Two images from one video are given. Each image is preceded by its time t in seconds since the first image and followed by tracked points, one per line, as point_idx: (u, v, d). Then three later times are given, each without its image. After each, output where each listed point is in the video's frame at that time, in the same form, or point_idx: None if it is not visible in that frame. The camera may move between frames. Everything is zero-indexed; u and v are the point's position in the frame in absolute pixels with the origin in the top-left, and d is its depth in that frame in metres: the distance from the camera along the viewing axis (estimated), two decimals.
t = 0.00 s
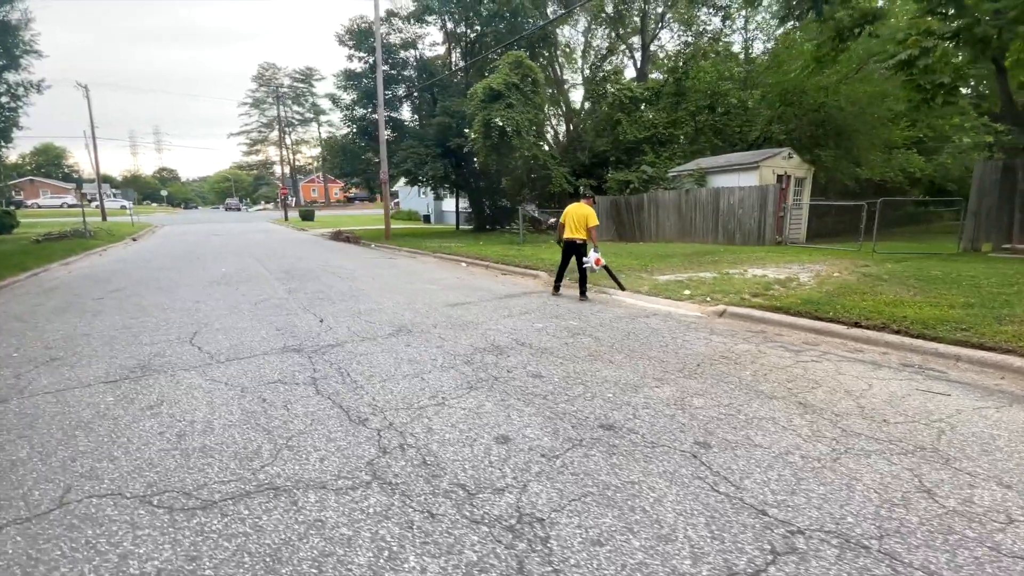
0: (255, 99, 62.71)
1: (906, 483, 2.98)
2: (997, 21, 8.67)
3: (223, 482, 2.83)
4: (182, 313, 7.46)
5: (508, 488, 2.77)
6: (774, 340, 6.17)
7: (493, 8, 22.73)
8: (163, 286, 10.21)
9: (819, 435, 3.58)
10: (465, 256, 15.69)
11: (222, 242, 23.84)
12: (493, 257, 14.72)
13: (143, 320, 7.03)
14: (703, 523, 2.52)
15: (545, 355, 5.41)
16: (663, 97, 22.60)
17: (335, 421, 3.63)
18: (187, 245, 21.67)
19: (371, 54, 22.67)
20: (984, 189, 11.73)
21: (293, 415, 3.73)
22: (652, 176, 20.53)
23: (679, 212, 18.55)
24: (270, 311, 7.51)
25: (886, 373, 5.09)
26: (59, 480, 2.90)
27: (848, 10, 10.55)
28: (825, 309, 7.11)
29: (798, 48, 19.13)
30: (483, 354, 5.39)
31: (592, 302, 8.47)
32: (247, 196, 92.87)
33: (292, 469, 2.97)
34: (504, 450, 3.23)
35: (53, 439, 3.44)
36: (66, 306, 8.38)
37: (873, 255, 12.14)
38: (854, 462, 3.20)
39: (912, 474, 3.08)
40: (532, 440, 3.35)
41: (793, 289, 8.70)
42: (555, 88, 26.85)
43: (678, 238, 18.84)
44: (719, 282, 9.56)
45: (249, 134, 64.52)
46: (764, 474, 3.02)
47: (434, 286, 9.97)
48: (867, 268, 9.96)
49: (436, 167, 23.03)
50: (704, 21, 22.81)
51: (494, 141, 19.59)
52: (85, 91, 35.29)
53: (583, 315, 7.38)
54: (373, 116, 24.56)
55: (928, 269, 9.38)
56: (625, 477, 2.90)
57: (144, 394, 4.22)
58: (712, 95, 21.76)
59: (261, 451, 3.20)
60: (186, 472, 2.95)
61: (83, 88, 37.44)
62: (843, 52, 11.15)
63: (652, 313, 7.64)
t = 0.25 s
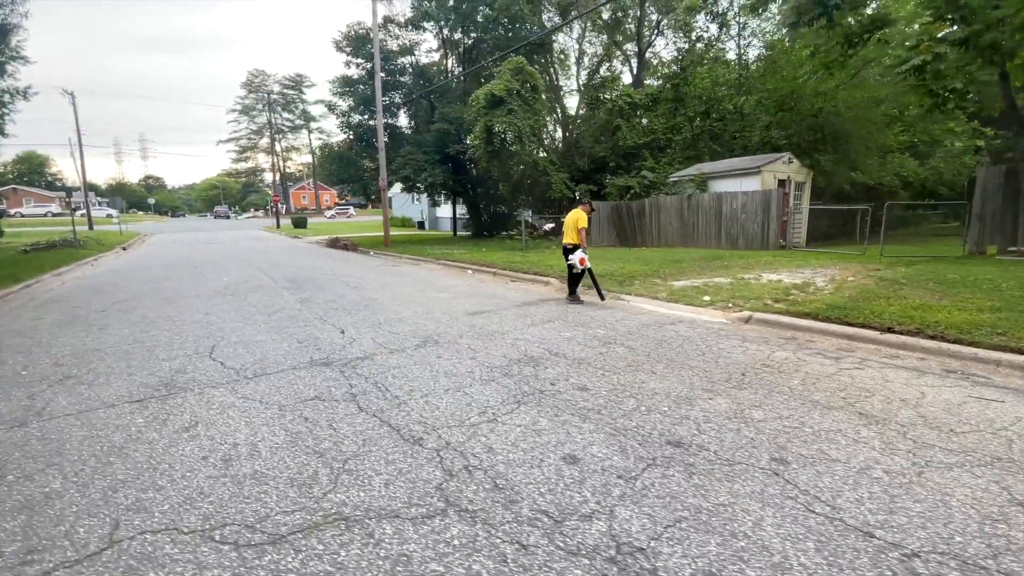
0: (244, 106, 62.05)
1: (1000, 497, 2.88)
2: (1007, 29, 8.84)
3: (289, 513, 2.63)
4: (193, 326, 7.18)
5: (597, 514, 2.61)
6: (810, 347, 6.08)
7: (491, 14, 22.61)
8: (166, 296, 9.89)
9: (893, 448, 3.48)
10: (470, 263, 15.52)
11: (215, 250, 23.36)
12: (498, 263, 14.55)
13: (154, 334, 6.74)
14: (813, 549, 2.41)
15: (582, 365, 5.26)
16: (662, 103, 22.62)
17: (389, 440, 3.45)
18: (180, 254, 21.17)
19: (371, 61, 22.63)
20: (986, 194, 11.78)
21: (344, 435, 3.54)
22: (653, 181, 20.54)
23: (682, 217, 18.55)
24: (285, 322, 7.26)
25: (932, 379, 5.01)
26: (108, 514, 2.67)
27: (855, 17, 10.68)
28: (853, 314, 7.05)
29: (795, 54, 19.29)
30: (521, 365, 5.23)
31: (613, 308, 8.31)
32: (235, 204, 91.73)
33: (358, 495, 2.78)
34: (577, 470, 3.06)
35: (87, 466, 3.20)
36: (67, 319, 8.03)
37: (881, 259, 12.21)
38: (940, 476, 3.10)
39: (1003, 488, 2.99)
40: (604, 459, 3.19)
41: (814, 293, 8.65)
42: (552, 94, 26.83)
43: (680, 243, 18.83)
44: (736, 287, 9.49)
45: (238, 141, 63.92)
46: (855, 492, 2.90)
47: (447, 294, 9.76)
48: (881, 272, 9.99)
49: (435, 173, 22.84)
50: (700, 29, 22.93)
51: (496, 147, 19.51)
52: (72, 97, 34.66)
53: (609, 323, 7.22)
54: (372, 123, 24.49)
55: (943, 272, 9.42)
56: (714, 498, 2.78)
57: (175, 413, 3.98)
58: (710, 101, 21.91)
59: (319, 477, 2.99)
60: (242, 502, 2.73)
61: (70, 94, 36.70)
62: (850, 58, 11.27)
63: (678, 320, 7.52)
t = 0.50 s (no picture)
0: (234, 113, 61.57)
1: None
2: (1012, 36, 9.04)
3: (374, 531, 2.53)
4: (211, 336, 7.00)
5: (690, 527, 2.56)
6: (842, 351, 6.08)
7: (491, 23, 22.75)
8: (175, 306, 9.69)
9: (960, 453, 3.46)
10: (476, 269, 15.43)
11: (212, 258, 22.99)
12: (506, 270, 14.49)
13: (173, 345, 6.55)
14: (918, 557, 2.38)
15: (622, 371, 5.22)
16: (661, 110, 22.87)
17: (453, 452, 3.36)
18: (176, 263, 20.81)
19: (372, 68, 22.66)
20: (988, 198, 11.87)
21: (404, 448, 3.44)
22: (654, 187, 20.67)
23: (685, 222, 18.65)
24: (307, 331, 7.13)
25: (972, 381, 5.03)
26: (181, 536, 2.54)
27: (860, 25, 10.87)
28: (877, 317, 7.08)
29: (793, 61, 19.57)
30: (560, 372, 5.18)
31: (635, 314, 8.27)
32: (224, 212, 90.75)
33: (440, 511, 2.69)
34: (655, 481, 3.00)
35: (143, 485, 3.05)
36: (76, 331, 7.79)
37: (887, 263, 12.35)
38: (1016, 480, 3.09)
39: None
40: (678, 469, 3.14)
41: (832, 297, 8.69)
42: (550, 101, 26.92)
43: (683, 248, 18.91)
44: (753, 291, 9.51)
45: (229, 148, 63.44)
46: (938, 498, 2.88)
47: (462, 301, 9.66)
48: (893, 276, 10.09)
49: (436, 179, 22.76)
50: (698, 36, 23.19)
51: (498, 153, 19.52)
52: (61, 104, 34.15)
53: (635, 329, 7.18)
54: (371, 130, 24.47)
55: (955, 274, 9.53)
56: (803, 509, 2.75)
57: (220, 428, 3.85)
58: (708, 108, 22.16)
59: (392, 493, 2.89)
60: (319, 521, 2.63)
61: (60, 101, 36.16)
62: (857, 64, 11.46)
63: (702, 325, 7.50)
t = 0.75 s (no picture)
0: (223, 118, 60.89)
1: None
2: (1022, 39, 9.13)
3: (463, 551, 2.37)
4: (227, 344, 6.75)
5: (793, 541, 2.44)
6: (877, 353, 6.02)
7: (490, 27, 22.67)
8: (181, 314, 9.41)
9: None
10: (482, 274, 15.27)
11: (207, 265, 22.54)
12: (513, 274, 14.34)
13: (190, 354, 6.30)
14: None
15: (663, 375, 5.11)
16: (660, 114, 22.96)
17: (519, 464, 3.21)
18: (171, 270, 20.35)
19: (371, 73, 22.51)
20: (992, 200, 11.91)
21: (465, 460, 3.27)
22: (655, 190, 20.70)
23: (688, 226, 18.69)
24: (326, 338, 6.92)
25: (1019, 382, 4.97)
26: (253, 562, 2.36)
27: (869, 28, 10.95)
28: (905, 318, 7.02)
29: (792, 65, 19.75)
30: (601, 377, 5.04)
31: (657, 317, 8.17)
32: (213, 218, 89.61)
33: (525, 529, 2.54)
34: (739, 492, 2.87)
35: (195, 505, 2.85)
36: (82, 340, 7.50)
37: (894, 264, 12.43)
38: None
39: None
40: (759, 479, 3.01)
41: (852, 298, 8.67)
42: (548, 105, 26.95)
43: (686, 251, 18.94)
44: (770, 293, 9.46)
45: (219, 153, 62.74)
46: None
47: (478, 306, 9.49)
48: (906, 277, 10.13)
49: (435, 183, 22.58)
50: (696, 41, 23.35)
51: (500, 157, 19.43)
52: (49, 108, 33.50)
53: (662, 332, 7.07)
54: (370, 134, 24.30)
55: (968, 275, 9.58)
56: (901, 519, 2.65)
57: (263, 441, 3.65)
58: (706, 112, 22.28)
59: (467, 509, 2.72)
60: (398, 542, 2.45)
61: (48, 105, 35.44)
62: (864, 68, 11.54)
63: (728, 327, 7.41)
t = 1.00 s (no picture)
0: (213, 121, 60.22)
1: None
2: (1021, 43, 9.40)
3: (552, 543, 2.38)
4: (248, 347, 6.67)
5: (873, 528, 2.49)
6: (898, 348, 6.13)
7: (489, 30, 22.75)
8: (191, 317, 9.29)
9: None
10: (487, 276, 15.27)
11: (203, 269, 22.23)
12: (519, 275, 14.37)
13: (213, 356, 6.23)
14: None
15: (696, 372, 5.16)
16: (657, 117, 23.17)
17: (581, 458, 3.22)
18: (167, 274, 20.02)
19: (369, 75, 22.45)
20: (989, 200, 12.29)
21: (526, 455, 3.27)
22: (654, 192, 20.89)
23: (687, 227, 18.86)
24: (349, 339, 6.87)
25: None
26: (340, 558, 2.34)
27: (871, 32, 11.19)
28: (920, 315, 7.16)
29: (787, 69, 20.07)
30: (636, 374, 5.09)
31: (673, 316, 8.24)
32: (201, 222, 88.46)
33: (606, 521, 2.55)
34: (805, 482, 2.91)
35: (264, 505, 2.82)
36: (96, 345, 7.36)
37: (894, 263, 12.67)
38: None
39: None
40: (821, 470, 3.06)
41: (862, 296, 8.82)
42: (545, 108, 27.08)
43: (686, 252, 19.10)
44: (781, 292, 9.57)
45: (208, 157, 62.06)
46: None
47: (493, 307, 9.48)
48: (910, 275, 10.33)
49: (434, 186, 22.55)
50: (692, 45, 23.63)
51: (500, 159, 19.48)
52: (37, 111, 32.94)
53: (683, 330, 7.13)
54: (368, 137, 24.24)
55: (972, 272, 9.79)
56: (969, 503, 2.71)
57: (315, 440, 3.62)
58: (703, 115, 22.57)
59: (542, 503, 2.73)
60: (483, 535, 2.45)
61: (36, 108, 34.86)
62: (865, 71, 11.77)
63: (747, 325, 7.49)
